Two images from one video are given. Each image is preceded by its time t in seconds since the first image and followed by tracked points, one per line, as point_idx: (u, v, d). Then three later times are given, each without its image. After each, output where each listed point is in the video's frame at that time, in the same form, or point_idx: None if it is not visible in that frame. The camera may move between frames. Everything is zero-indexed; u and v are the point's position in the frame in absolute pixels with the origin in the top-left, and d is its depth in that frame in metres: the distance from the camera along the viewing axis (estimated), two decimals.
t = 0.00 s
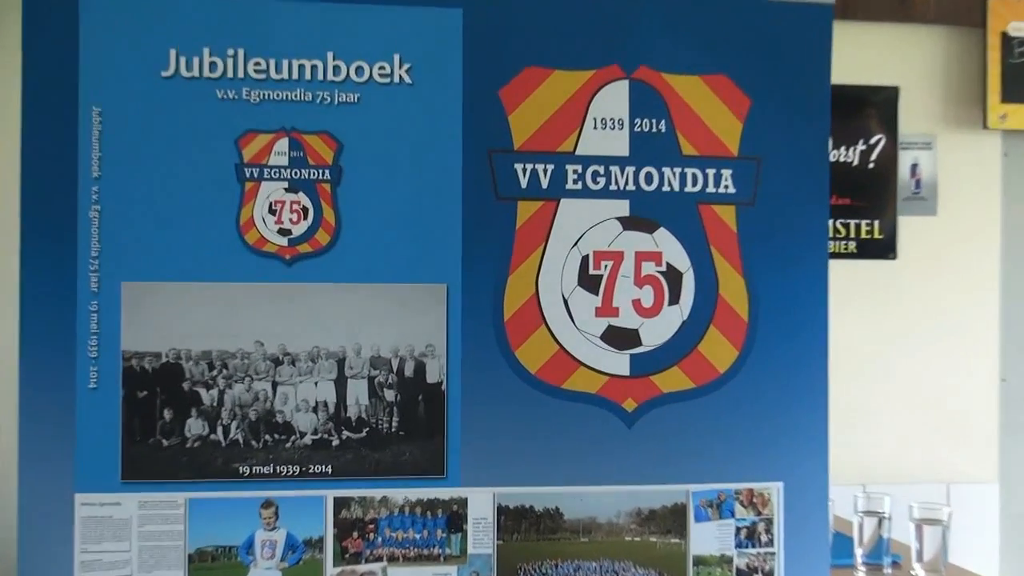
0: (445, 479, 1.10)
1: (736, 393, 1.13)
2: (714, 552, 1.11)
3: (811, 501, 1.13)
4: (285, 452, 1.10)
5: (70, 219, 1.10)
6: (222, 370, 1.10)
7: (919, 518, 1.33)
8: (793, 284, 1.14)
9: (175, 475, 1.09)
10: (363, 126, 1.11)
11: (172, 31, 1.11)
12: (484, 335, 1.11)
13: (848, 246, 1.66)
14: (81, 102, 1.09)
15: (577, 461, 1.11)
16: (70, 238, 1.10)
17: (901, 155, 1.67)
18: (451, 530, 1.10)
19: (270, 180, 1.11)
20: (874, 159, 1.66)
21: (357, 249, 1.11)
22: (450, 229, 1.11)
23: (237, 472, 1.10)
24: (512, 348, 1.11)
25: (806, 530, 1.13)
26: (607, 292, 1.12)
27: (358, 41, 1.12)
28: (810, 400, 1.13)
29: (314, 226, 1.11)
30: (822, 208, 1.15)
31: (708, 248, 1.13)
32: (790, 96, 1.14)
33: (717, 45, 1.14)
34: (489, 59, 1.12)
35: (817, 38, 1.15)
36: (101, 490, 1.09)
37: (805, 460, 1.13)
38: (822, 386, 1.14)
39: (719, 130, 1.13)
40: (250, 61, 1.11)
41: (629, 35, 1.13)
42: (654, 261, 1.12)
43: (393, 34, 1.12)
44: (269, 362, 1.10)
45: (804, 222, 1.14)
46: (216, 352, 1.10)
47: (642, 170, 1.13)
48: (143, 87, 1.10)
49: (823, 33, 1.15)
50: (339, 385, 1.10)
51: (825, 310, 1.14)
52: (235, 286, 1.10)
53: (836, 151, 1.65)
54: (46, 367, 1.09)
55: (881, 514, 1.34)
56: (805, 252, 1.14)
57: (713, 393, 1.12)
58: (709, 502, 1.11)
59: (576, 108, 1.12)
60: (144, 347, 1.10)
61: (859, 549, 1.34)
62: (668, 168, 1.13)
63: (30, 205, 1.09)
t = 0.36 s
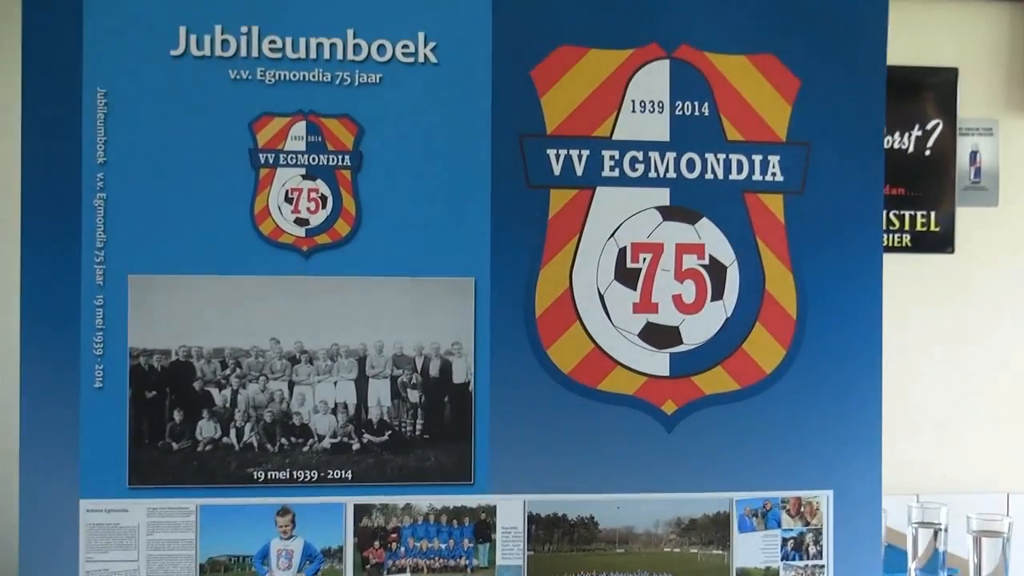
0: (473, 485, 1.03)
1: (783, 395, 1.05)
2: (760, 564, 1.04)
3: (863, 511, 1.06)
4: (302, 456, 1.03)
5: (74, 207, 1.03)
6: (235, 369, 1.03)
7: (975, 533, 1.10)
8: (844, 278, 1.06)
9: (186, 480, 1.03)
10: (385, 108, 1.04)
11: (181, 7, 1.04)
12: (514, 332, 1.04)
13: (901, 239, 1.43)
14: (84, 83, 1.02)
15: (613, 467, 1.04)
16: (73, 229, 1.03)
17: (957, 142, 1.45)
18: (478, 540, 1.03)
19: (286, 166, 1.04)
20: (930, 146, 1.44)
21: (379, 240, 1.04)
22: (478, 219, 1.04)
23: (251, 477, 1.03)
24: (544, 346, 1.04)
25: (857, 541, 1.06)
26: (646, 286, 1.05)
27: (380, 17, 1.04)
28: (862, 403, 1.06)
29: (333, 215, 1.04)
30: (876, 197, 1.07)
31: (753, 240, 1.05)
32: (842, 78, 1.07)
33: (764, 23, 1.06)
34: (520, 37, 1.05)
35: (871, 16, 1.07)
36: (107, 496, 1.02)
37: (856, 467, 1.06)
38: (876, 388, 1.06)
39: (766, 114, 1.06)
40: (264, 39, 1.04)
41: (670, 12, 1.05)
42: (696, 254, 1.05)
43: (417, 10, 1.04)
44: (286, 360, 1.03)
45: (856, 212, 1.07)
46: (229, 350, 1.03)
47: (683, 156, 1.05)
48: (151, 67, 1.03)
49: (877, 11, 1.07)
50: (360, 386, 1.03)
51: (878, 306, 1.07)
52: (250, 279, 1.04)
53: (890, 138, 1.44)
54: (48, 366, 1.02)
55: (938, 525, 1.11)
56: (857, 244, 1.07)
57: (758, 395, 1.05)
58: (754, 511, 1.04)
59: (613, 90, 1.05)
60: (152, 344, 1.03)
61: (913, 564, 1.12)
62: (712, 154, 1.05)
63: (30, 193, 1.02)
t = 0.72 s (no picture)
0: (474, 470, 1.03)
1: (785, 382, 1.05)
2: (760, 551, 1.04)
3: (864, 498, 1.06)
4: (302, 440, 1.03)
5: (75, 190, 1.03)
6: (236, 353, 1.03)
7: (976, 522, 1.11)
8: (847, 266, 1.06)
9: (186, 464, 1.03)
10: (388, 93, 1.04)
11: None
12: (516, 318, 1.04)
13: (906, 229, 1.67)
14: (86, 66, 1.02)
15: (614, 452, 1.04)
16: (74, 212, 1.03)
17: (963, 131, 1.68)
18: (478, 525, 1.03)
19: (288, 150, 1.04)
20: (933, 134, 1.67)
21: (381, 225, 1.04)
22: (480, 204, 1.04)
23: (251, 462, 1.03)
24: (545, 332, 1.04)
25: (858, 528, 1.05)
26: (647, 272, 1.05)
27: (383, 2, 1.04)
28: (864, 391, 1.06)
29: (335, 199, 1.03)
30: (880, 184, 1.07)
31: (755, 227, 1.05)
32: (846, 65, 1.07)
33: (768, 10, 1.06)
34: (523, 23, 1.04)
35: (875, 3, 1.07)
36: (107, 479, 1.02)
37: (857, 454, 1.06)
38: (879, 376, 1.06)
39: (770, 100, 1.06)
40: (267, 23, 1.04)
41: None
42: (698, 240, 1.05)
43: None
44: (287, 345, 1.03)
45: (860, 200, 1.07)
46: (230, 334, 1.03)
47: (686, 142, 1.05)
48: (153, 50, 1.03)
49: None
50: (361, 370, 1.03)
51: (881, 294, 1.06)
52: (251, 263, 1.03)
53: (893, 126, 1.67)
54: (49, 349, 1.02)
55: (939, 513, 1.13)
56: (859, 231, 1.06)
57: (760, 381, 1.05)
58: (754, 497, 1.04)
59: (616, 75, 1.05)
60: (154, 327, 1.03)
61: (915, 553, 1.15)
62: (714, 140, 1.05)
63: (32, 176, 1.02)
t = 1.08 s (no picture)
0: (465, 439, 1.03)
1: (777, 352, 1.05)
2: (750, 520, 1.04)
3: (856, 467, 1.06)
4: (294, 408, 1.03)
5: (66, 158, 1.02)
6: (228, 320, 1.03)
7: (967, 492, 1.22)
8: (840, 236, 1.06)
9: (177, 431, 1.03)
10: (380, 61, 1.04)
11: None
12: (508, 287, 1.04)
13: (898, 199, 1.77)
14: (77, 32, 1.02)
15: (605, 421, 1.04)
16: (66, 179, 1.02)
17: (957, 103, 1.78)
18: (469, 493, 1.03)
19: (280, 118, 1.03)
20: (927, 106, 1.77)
21: (373, 193, 1.04)
22: (472, 173, 1.04)
23: (242, 429, 1.03)
24: (537, 301, 1.04)
25: (849, 498, 1.06)
26: (639, 241, 1.04)
27: None
28: (856, 361, 1.06)
29: (326, 167, 1.03)
30: (874, 155, 1.07)
31: (748, 197, 1.05)
32: (840, 34, 1.06)
33: None
34: None
35: None
36: (98, 446, 1.02)
37: (849, 424, 1.06)
38: (871, 346, 1.06)
39: (763, 70, 1.05)
40: None
41: None
42: (690, 210, 1.05)
43: None
44: (278, 312, 1.03)
45: (853, 170, 1.06)
46: (221, 301, 1.03)
47: (678, 111, 1.05)
48: (144, 17, 1.03)
49: None
50: (352, 338, 1.03)
51: (875, 264, 1.06)
52: (243, 231, 1.03)
53: (887, 98, 1.77)
54: (40, 316, 1.02)
55: (930, 484, 1.22)
56: (852, 202, 1.06)
57: (751, 351, 1.05)
58: (745, 467, 1.04)
59: (609, 44, 1.04)
60: (145, 295, 1.03)
61: (906, 521, 1.22)
62: (707, 109, 1.05)
63: (23, 143, 1.02)
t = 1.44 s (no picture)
0: (454, 408, 1.03)
1: (767, 321, 1.05)
2: (739, 489, 1.04)
3: (845, 437, 1.06)
4: (283, 376, 1.03)
5: (54, 126, 1.02)
6: (216, 289, 1.03)
7: (957, 463, 1.25)
8: (829, 205, 1.06)
9: (166, 400, 1.03)
10: (368, 29, 1.03)
11: None
12: (498, 256, 1.04)
13: (889, 171, 1.80)
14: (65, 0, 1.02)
15: (594, 391, 1.04)
16: (54, 147, 1.02)
17: (948, 75, 1.80)
18: (458, 462, 1.03)
19: (268, 86, 1.03)
20: (918, 78, 1.80)
21: (362, 162, 1.03)
22: (461, 142, 1.04)
23: (231, 398, 1.03)
24: (526, 270, 1.04)
25: (837, 467, 1.06)
26: (629, 211, 1.04)
27: None
28: (846, 330, 1.06)
29: (315, 136, 1.03)
30: (864, 124, 1.07)
31: (737, 166, 1.05)
32: (830, 4, 1.06)
33: None
34: None
35: None
36: (87, 415, 1.02)
37: (838, 394, 1.06)
38: (861, 315, 1.06)
39: (753, 39, 1.05)
40: None
41: None
42: (680, 179, 1.05)
43: None
44: (267, 281, 1.03)
45: (843, 140, 1.06)
46: (210, 270, 1.03)
47: (668, 81, 1.05)
48: None
49: None
50: (341, 307, 1.03)
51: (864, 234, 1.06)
52: (231, 200, 1.03)
53: (879, 70, 1.80)
54: (29, 284, 1.02)
55: (918, 455, 1.26)
56: (841, 171, 1.06)
57: (740, 320, 1.05)
58: (734, 436, 1.04)
59: (599, 13, 1.04)
60: (134, 263, 1.03)
61: (895, 491, 1.25)
62: (697, 79, 1.05)
63: (12, 112, 1.01)
